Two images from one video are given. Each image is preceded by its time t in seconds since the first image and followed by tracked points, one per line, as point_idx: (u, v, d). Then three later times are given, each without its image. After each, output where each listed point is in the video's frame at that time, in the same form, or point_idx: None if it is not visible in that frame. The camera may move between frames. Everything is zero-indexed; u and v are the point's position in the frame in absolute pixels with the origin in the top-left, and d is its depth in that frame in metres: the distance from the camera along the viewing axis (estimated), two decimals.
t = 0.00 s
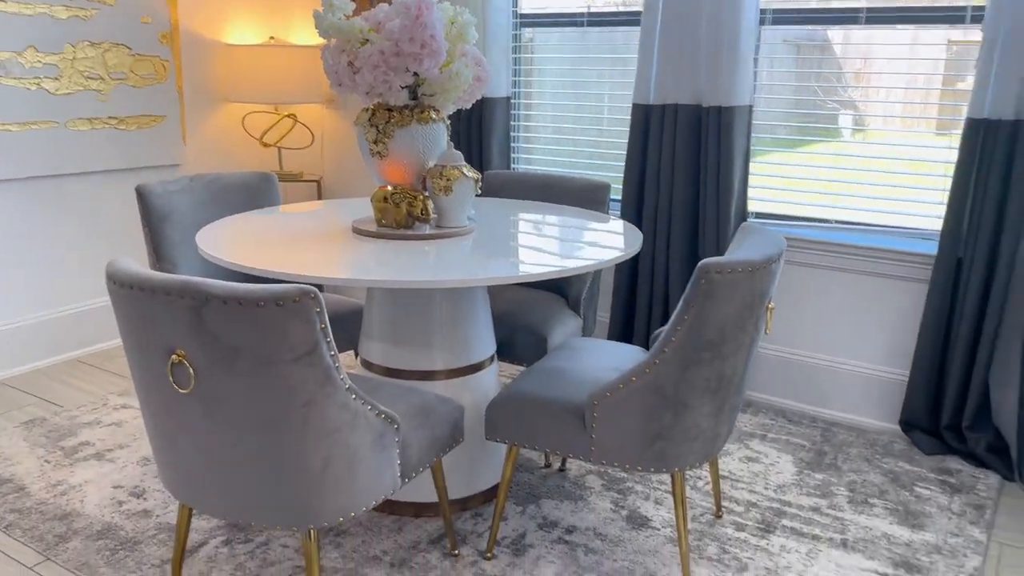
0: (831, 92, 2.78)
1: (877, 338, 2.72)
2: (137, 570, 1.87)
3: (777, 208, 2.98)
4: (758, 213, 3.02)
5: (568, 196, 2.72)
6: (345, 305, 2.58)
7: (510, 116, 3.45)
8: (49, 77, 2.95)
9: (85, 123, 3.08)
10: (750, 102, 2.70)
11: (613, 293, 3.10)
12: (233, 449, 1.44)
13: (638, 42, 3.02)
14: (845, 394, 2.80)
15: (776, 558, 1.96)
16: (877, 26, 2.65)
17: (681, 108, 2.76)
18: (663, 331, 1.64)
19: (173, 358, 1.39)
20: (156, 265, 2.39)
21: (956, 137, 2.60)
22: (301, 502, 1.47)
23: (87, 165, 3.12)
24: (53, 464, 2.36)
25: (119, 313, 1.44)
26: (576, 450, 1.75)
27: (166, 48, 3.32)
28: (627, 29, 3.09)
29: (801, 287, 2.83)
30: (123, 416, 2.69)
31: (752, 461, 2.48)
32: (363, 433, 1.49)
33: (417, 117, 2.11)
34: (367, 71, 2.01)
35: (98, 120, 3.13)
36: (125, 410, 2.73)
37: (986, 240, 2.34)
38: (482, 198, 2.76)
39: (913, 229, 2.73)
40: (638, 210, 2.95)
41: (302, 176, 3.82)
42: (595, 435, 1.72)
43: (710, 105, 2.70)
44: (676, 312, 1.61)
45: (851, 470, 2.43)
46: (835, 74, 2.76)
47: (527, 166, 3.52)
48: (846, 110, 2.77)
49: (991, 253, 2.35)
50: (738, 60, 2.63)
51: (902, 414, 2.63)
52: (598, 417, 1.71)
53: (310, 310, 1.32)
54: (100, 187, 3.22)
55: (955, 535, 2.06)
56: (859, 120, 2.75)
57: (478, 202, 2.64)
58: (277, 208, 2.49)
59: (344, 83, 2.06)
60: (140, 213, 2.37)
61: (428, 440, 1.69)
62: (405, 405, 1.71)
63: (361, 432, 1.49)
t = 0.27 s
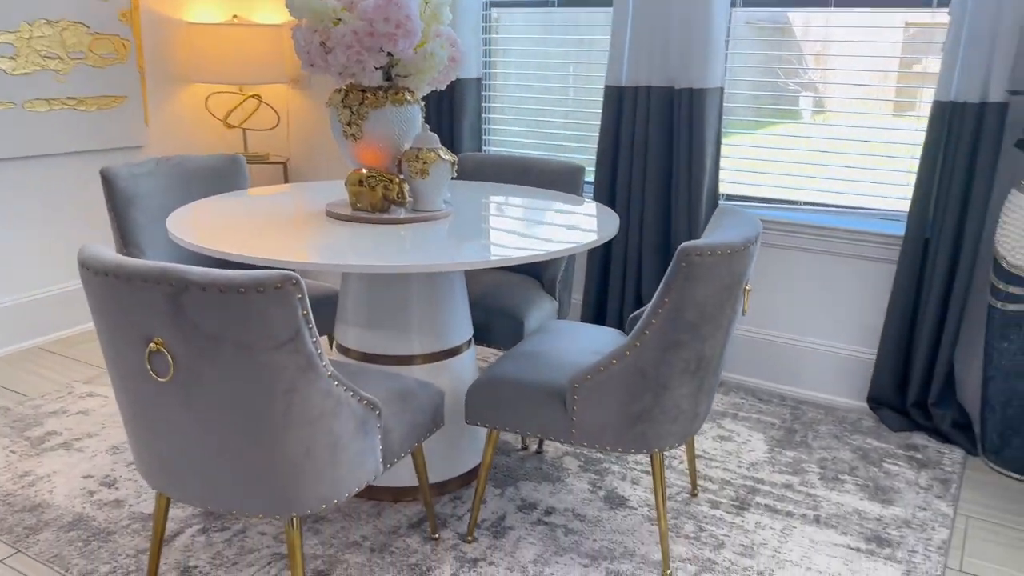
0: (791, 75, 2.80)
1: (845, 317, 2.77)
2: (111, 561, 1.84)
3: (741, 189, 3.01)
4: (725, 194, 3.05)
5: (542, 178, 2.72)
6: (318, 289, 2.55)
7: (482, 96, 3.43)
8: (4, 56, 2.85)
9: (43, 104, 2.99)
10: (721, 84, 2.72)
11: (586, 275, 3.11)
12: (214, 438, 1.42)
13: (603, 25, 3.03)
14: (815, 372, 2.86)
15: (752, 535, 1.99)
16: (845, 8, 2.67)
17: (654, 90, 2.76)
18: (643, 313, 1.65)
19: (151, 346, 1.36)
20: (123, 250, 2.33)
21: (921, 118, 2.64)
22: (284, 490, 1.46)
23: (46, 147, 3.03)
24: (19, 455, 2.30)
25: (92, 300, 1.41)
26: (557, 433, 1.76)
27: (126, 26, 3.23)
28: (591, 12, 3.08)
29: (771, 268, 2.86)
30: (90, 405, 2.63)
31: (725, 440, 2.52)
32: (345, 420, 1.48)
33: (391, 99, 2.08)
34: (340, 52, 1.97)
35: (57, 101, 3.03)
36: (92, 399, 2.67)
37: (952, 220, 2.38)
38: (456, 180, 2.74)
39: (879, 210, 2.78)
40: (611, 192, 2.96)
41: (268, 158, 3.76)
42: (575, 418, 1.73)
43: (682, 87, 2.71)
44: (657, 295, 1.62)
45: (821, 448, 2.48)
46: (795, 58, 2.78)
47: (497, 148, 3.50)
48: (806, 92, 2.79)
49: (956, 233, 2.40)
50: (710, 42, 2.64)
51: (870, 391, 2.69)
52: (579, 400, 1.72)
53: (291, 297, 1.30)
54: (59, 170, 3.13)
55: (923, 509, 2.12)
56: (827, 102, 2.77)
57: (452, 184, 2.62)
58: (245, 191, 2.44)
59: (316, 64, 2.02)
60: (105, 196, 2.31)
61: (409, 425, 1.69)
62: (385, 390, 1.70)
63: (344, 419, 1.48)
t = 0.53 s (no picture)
0: (751, 58, 2.85)
1: (815, 298, 2.82)
2: (89, 552, 1.82)
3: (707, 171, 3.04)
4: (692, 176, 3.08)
5: (516, 162, 2.71)
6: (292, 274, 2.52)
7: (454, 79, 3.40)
8: None
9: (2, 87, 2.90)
10: (693, 67, 2.73)
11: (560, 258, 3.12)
12: (198, 427, 1.40)
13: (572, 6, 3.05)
14: (785, 352, 2.91)
15: (730, 512, 2.03)
16: None
17: (627, 73, 2.77)
18: (626, 296, 1.66)
19: (132, 334, 1.34)
20: (91, 236, 2.28)
21: (878, 100, 2.70)
22: (270, 477, 1.45)
23: (5, 131, 2.94)
24: None
25: (70, 287, 1.38)
26: (540, 415, 1.77)
27: (86, 6, 3.14)
28: None
29: (743, 249, 2.90)
30: (59, 394, 2.58)
31: (699, 419, 2.56)
32: (331, 406, 1.47)
33: (367, 81, 2.06)
34: (315, 32, 1.94)
35: (16, 84, 2.94)
36: (60, 388, 2.62)
37: (920, 202, 2.44)
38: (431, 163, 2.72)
39: (844, 191, 2.82)
40: (584, 175, 2.97)
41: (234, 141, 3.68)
42: (558, 400, 1.75)
43: (655, 70, 2.72)
44: (639, 277, 1.63)
45: (793, 425, 2.53)
46: (756, 40, 2.82)
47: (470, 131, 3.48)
48: (767, 75, 2.84)
49: (923, 214, 2.46)
50: (683, 25, 2.65)
51: (839, 370, 2.75)
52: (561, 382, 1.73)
53: (278, 283, 1.28)
54: (19, 154, 3.04)
55: (894, 484, 2.18)
56: (797, 86, 2.80)
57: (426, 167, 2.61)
58: (214, 175, 2.40)
59: (290, 45, 1.99)
60: (72, 181, 2.26)
61: (393, 411, 1.69)
62: (369, 376, 1.70)
63: (330, 404, 1.47)
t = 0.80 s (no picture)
0: (712, 42, 2.87)
1: (783, 280, 2.87)
2: (61, 543, 1.79)
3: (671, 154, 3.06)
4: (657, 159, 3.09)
5: (488, 146, 2.71)
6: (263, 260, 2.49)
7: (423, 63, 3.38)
8: None
9: None
10: (663, 51, 2.75)
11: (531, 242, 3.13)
12: (175, 414, 1.39)
13: None
14: (753, 333, 2.95)
15: (703, 491, 2.06)
16: None
17: (598, 57, 2.77)
18: (603, 279, 1.67)
19: (107, 321, 1.31)
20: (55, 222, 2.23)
21: (835, 84, 2.75)
22: (249, 464, 1.44)
23: None
24: None
25: (40, 274, 1.35)
26: (518, 398, 1.78)
27: None
28: None
29: (712, 233, 2.94)
30: (23, 384, 2.52)
31: (671, 400, 2.59)
32: (310, 392, 1.47)
33: (339, 64, 2.03)
34: (286, 14, 1.91)
35: None
36: (24, 378, 2.57)
37: (885, 185, 2.49)
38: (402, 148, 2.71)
39: (809, 173, 2.86)
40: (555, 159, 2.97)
41: (197, 125, 3.61)
42: (535, 383, 1.76)
43: (625, 54, 2.73)
44: (616, 260, 1.64)
45: (762, 405, 2.57)
46: (716, 24, 2.84)
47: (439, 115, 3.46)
48: (727, 60, 2.86)
49: (888, 197, 2.51)
50: (653, 9, 2.66)
51: (806, 350, 2.80)
52: (539, 365, 1.74)
53: (256, 268, 1.27)
54: None
55: (861, 460, 2.24)
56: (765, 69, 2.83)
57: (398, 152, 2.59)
58: (180, 160, 2.35)
59: (260, 27, 1.95)
60: (34, 166, 2.20)
61: (371, 396, 1.68)
62: (346, 362, 1.69)
63: (309, 390, 1.46)
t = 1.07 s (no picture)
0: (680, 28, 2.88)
1: (755, 264, 2.91)
2: (37, 533, 1.77)
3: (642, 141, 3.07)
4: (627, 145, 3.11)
5: (464, 132, 2.70)
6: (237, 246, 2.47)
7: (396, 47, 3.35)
8: None
9: None
10: (638, 37, 2.76)
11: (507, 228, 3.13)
12: (155, 401, 1.38)
13: None
14: (727, 317, 2.99)
15: (680, 471, 2.10)
16: None
17: (573, 42, 2.77)
18: (583, 263, 1.69)
19: (84, 308, 1.30)
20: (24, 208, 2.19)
21: (802, 70, 2.78)
22: (230, 450, 1.43)
23: None
24: None
25: (15, 260, 1.32)
26: (498, 382, 1.80)
27: None
28: None
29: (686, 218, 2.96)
30: None
31: (647, 383, 2.62)
32: (292, 378, 1.46)
33: (314, 47, 2.01)
34: None
35: None
36: None
37: (855, 170, 2.53)
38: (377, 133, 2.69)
39: (779, 158, 2.90)
40: (530, 144, 2.98)
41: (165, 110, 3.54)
42: (516, 366, 1.77)
43: (600, 40, 2.73)
44: (596, 245, 1.65)
45: (736, 386, 2.62)
46: (686, 9, 2.85)
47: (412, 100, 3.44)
48: (694, 46, 2.89)
49: (859, 182, 2.55)
50: None
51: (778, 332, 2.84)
52: (520, 349, 1.75)
53: (237, 254, 1.26)
54: None
55: (833, 440, 2.28)
56: (738, 54, 2.85)
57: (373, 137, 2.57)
58: (151, 145, 2.32)
59: (233, 10, 1.92)
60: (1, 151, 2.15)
61: (351, 382, 1.68)
62: (326, 348, 1.69)
63: (290, 376, 1.46)
